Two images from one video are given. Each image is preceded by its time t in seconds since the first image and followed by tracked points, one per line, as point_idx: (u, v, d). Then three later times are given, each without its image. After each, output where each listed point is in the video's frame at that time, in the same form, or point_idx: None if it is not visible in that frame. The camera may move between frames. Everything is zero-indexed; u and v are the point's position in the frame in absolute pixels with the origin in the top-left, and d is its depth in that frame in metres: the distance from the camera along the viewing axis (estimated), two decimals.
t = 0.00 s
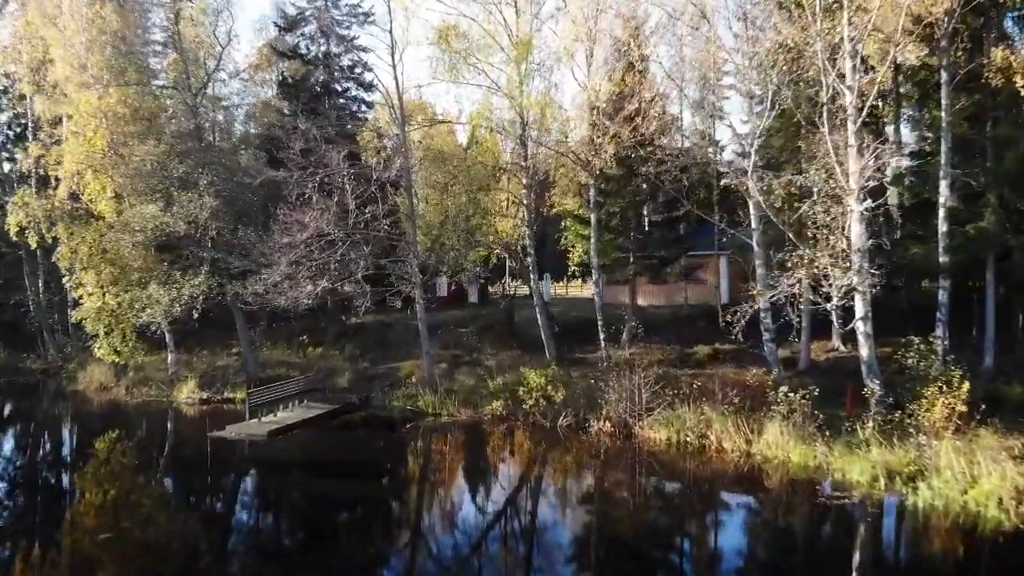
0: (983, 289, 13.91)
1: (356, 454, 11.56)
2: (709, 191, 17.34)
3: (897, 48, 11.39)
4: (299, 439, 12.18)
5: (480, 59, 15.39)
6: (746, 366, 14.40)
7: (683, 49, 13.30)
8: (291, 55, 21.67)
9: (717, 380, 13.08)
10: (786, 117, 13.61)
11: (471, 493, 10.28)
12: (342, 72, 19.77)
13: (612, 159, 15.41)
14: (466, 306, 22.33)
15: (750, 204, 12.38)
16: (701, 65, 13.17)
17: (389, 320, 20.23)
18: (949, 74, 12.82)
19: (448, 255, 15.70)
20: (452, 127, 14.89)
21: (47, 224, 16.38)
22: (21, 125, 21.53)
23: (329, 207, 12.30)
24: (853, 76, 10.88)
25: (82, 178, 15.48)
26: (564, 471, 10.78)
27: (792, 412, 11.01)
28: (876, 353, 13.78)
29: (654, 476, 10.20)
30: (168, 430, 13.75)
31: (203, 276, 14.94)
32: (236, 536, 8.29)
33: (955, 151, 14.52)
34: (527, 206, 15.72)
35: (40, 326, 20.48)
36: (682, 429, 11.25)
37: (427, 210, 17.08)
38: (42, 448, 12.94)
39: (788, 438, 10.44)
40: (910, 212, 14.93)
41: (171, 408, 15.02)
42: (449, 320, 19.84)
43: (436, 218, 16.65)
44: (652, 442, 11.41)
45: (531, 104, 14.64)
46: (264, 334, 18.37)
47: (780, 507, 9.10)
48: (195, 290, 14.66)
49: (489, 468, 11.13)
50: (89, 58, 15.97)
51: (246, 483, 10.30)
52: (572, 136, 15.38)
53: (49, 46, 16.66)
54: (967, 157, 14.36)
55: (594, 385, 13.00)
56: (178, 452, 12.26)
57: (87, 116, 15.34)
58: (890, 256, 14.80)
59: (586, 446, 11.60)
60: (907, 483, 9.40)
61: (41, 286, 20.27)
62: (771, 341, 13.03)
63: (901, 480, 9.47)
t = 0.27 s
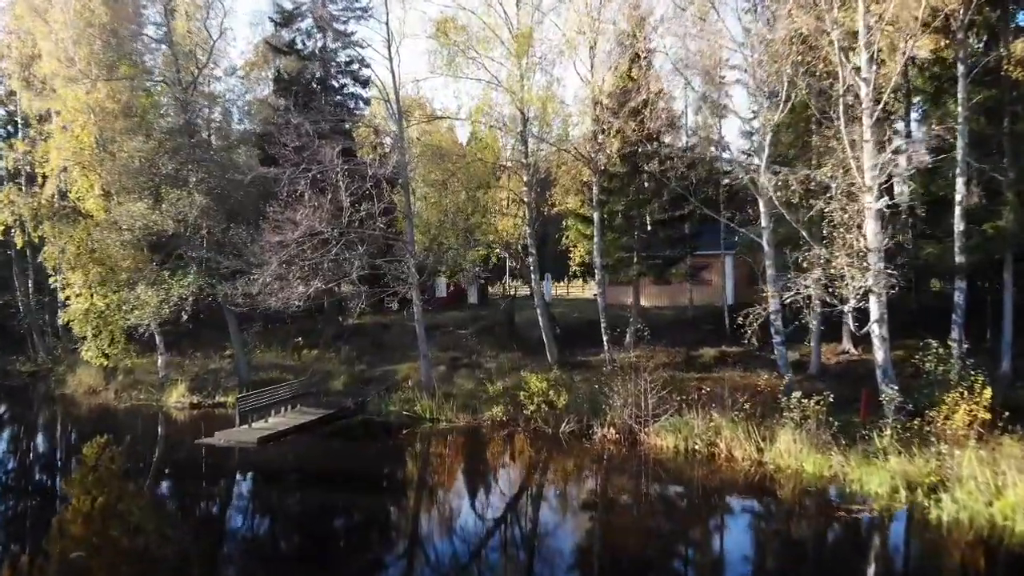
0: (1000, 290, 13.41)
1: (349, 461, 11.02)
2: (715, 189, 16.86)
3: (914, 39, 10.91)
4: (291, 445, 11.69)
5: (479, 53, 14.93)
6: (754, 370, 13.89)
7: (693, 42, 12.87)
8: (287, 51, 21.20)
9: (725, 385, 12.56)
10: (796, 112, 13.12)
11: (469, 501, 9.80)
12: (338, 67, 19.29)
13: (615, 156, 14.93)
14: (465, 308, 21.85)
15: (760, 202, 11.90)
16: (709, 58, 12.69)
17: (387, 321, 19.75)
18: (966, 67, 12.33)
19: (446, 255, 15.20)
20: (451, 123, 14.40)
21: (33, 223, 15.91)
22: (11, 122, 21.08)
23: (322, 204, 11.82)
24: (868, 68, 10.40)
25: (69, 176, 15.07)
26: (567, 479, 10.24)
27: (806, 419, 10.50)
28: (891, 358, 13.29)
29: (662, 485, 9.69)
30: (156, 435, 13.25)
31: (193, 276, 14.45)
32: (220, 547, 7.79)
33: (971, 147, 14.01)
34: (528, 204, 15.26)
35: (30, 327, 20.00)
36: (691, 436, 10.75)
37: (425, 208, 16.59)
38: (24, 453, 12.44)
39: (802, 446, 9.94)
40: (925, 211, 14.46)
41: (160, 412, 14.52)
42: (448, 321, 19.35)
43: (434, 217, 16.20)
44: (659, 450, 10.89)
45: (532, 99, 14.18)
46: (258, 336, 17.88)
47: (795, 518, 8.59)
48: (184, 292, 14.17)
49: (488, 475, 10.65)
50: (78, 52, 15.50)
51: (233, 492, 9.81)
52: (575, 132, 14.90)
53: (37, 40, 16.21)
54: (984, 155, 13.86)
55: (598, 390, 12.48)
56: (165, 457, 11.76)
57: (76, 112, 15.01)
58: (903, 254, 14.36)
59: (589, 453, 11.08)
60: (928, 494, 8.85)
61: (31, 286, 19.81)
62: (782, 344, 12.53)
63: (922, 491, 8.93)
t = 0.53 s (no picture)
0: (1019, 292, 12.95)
1: (342, 469, 10.54)
2: (722, 187, 16.40)
3: (933, 30, 10.43)
4: (283, 451, 11.21)
5: (479, 46, 14.47)
6: (763, 374, 13.42)
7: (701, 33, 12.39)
8: (283, 47, 20.76)
9: (734, 390, 12.09)
10: (808, 107, 12.65)
11: (468, 508, 9.35)
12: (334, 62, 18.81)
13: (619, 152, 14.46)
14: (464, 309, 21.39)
15: (771, 200, 11.43)
16: (718, 50, 12.22)
17: (385, 323, 19.29)
18: (984, 60, 11.87)
19: (445, 255, 14.72)
20: (449, 120, 13.95)
21: (20, 222, 15.46)
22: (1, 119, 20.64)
23: (314, 201, 11.37)
24: (886, 59, 9.94)
25: (56, 173, 14.61)
26: (569, 489, 9.76)
27: (821, 426, 10.02)
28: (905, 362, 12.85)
29: (669, 496, 9.22)
30: (143, 440, 12.76)
31: (182, 277, 13.98)
32: (203, 561, 7.31)
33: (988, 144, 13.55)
34: (529, 202, 14.80)
35: (19, 329, 19.55)
36: (699, 443, 10.29)
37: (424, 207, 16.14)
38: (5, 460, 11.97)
39: (817, 455, 9.47)
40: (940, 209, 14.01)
41: (150, 417, 14.04)
42: (447, 323, 18.89)
43: (433, 216, 15.75)
44: (667, 458, 10.41)
45: (533, 94, 13.71)
46: (252, 338, 17.42)
47: (811, 531, 8.14)
48: (173, 293, 13.72)
49: (487, 481, 10.19)
50: (66, 45, 15.05)
51: (220, 499, 9.33)
52: (577, 128, 14.44)
53: (24, 33, 15.75)
54: (1002, 151, 13.40)
55: (602, 395, 12.01)
56: (151, 464, 11.29)
57: (63, 108, 14.55)
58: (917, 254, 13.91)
59: (593, 461, 10.60)
60: (951, 506, 8.30)
61: (20, 287, 19.36)
62: (793, 348, 12.10)
63: (945, 503, 8.38)
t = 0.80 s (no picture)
0: None
1: (335, 478, 10.08)
2: (728, 186, 15.91)
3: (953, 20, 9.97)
4: (274, 460, 10.73)
5: (479, 40, 14.00)
6: (773, 379, 12.94)
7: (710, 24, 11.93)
8: (278, 42, 20.26)
9: (744, 395, 11.60)
10: (820, 101, 12.18)
11: (467, 518, 8.97)
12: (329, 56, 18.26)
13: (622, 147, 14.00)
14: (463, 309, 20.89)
15: (783, 197, 10.96)
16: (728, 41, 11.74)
17: (381, 324, 18.81)
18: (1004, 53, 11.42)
19: (443, 254, 14.24)
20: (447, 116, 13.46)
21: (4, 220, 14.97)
22: None
23: (307, 199, 10.94)
24: (905, 50, 9.48)
25: (42, 169, 14.12)
26: (573, 500, 9.30)
27: (838, 435, 9.53)
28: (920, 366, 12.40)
29: (678, 508, 8.76)
30: (129, 446, 12.23)
31: (172, 277, 13.50)
32: None
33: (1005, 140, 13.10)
34: (531, 200, 14.34)
35: (7, 331, 19.05)
36: (709, 452, 9.81)
37: (422, 205, 15.67)
38: None
39: (834, 465, 8.97)
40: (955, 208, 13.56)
41: (139, 422, 13.54)
42: (445, 324, 18.43)
43: (431, 214, 15.28)
44: (675, 468, 9.92)
45: (535, 88, 13.25)
46: (245, 340, 16.95)
47: (830, 547, 7.68)
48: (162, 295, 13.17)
49: (487, 491, 9.74)
50: (52, 38, 14.49)
51: (205, 508, 8.83)
52: (580, 123, 13.96)
53: (9, 25, 15.25)
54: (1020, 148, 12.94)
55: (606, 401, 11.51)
56: (135, 471, 10.82)
57: (48, 102, 14.05)
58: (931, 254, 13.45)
59: (597, 470, 10.12)
60: (978, 520, 7.75)
61: (8, 288, 18.86)
62: (805, 351, 11.65)
63: (970, 517, 7.84)
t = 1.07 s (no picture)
0: None
1: (327, 489, 9.61)
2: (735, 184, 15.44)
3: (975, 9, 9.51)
4: (264, 470, 10.26)
5: (478, 33, 13.54)
6: (783, 384, 12.46)
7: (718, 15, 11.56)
8: (273, 38, 19.81)
9: (755, 402, 11.11)
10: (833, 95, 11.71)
11: (465, 526, 8.59)
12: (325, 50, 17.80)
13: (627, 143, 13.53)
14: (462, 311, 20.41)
15: (795, 195, 10.50)
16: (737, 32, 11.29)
17: (378, 326, 18.34)
18: None
19: (441, 255, 13.76)
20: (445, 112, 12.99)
21: None
22: None
23: (299, 196, 10.52)
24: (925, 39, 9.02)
25: (26, 166, 13.63)
26: (575, 512, 8.82)
27: (855, 444, 9.05)
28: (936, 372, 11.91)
29: (686, 523, 8.29)
30: (114, 452, 11.74)
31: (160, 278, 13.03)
32: None
33: None
34: (532, 198, 13.86)
35: None
36: (720, 462, 9.34)
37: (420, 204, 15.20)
38: None
39: (852, 477, 8.49)
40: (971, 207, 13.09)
41: (126, 428, 13.05)
42: (444, 326, 17.94)
43: (430, 213, 14.81)
44: (684, 479, 9.45)
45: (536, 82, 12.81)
46: (238, 343, 16.47)
47: (850, 564, 7.20)
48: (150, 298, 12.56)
49: (485, 503, 9.28)
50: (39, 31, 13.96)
51: (189, 521, 8.35)
52: (583, 118, 13.50)
53: None
54: None
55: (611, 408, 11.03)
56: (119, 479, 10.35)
57: (32, 96, 13.57)
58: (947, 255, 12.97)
59: (602, 481, 9.66)
60: (1006, 535, 7.14)
61: None
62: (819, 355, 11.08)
63: (998, 532, 7.23)
